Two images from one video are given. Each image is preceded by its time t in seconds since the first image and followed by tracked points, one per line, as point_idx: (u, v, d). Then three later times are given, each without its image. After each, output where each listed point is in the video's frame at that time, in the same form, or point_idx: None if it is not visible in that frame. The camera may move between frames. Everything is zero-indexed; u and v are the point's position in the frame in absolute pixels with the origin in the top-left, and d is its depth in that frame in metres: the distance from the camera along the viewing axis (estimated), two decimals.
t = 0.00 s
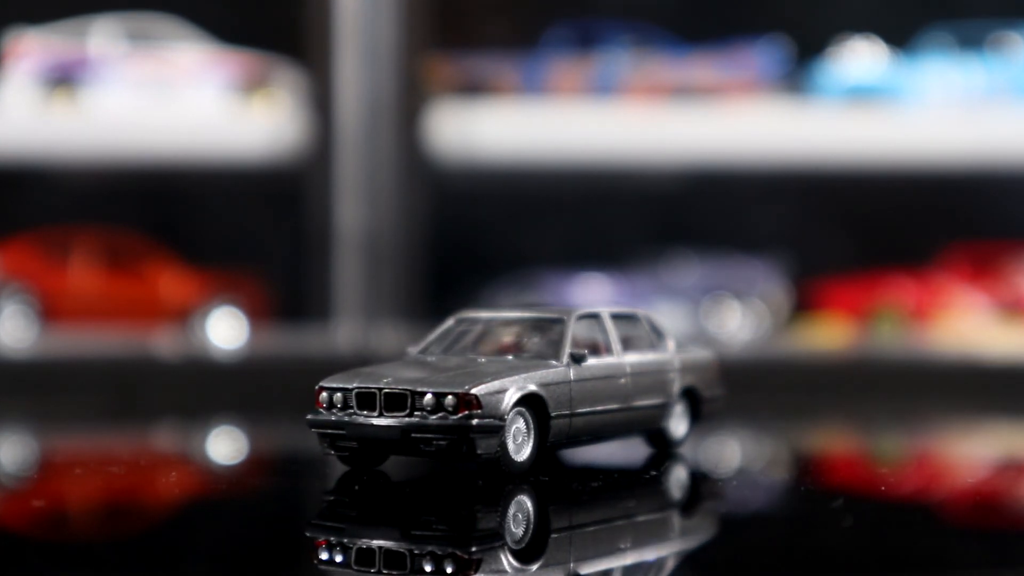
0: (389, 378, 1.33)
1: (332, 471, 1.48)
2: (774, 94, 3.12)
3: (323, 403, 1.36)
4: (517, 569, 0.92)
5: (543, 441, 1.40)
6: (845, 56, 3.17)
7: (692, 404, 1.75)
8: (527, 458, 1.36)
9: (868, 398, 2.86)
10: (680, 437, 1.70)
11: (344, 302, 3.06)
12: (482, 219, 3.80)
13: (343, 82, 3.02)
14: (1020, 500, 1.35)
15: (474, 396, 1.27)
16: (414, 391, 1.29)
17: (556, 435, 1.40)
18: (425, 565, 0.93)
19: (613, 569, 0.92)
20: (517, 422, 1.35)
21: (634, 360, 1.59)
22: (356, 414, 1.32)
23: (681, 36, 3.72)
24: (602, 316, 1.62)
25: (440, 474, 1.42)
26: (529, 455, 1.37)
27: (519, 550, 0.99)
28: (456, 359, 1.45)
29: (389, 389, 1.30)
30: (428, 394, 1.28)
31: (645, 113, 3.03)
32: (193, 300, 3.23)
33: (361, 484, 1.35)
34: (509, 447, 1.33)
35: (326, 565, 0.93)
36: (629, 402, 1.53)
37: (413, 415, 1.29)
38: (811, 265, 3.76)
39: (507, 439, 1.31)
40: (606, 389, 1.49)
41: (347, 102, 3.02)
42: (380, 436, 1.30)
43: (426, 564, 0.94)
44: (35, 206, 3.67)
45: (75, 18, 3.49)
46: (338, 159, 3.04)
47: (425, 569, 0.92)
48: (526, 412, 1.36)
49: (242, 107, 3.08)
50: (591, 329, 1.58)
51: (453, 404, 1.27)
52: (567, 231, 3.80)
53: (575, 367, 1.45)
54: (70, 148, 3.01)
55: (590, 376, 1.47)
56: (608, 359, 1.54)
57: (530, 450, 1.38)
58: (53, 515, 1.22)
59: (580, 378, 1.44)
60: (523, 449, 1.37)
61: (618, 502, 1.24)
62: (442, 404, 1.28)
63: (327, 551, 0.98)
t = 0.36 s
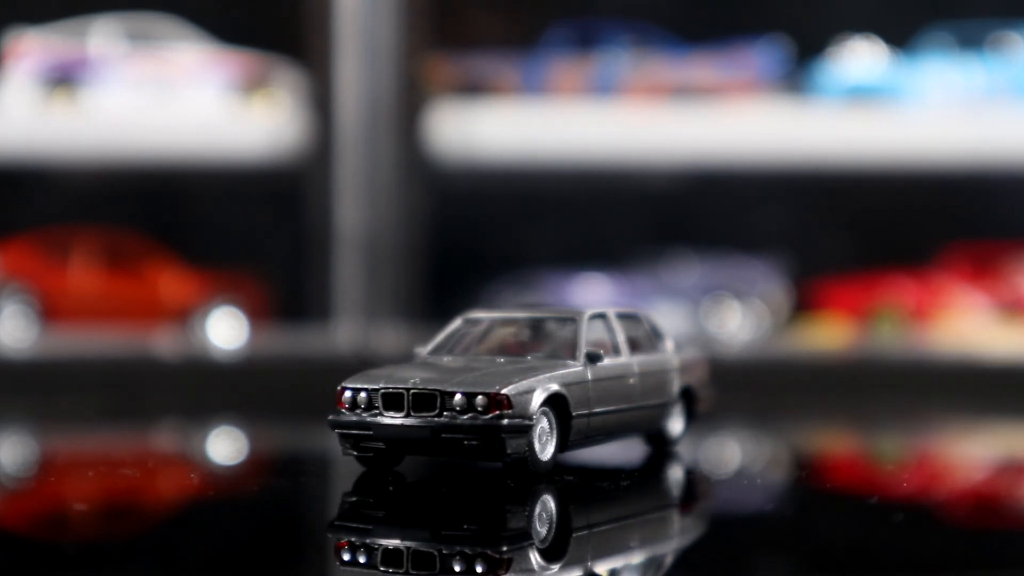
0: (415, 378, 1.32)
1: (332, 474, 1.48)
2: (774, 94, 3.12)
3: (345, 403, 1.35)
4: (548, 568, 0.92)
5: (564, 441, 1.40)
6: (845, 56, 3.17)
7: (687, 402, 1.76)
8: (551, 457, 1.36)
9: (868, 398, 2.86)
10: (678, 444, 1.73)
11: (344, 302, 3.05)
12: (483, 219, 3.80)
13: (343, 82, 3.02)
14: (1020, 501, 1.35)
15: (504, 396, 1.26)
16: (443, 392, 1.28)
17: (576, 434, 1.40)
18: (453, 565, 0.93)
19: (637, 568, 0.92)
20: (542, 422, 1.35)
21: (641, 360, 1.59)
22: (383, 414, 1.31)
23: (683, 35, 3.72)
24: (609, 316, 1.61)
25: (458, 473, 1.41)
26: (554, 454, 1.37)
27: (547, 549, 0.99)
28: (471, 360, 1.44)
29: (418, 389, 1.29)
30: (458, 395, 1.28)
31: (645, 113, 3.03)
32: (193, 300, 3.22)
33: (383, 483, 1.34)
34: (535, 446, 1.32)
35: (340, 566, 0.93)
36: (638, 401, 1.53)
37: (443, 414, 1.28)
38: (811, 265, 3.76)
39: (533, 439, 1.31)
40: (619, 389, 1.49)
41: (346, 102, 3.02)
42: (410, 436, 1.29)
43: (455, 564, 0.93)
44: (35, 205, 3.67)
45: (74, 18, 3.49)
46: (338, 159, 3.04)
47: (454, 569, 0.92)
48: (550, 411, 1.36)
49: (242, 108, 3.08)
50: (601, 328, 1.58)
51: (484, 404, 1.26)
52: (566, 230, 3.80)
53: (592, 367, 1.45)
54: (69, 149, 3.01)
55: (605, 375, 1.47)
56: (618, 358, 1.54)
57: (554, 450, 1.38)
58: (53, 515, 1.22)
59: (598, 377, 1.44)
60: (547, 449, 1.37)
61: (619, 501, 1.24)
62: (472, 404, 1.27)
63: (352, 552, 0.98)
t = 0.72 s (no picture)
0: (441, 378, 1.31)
1: (332, 474, 1.48)
2: (774, 94, 3.12)
3: (368, 403, 1.34)
4: (574, 568, 0.92)
5: (582, 441, 1.39)
6: (845, 56, 3.17)
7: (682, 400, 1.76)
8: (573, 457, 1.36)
9: (868, 398, 2.86)
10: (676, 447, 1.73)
11: (344, 302, 3.05)
12: (483, 220, 3.80)
13: (343, 83, 3.02)
14: (1021, 500, 1.35)
15: (532, 396, 1.26)
16: (471, 391, 1.28)
17: (594, 433, 1.40)
18: (481, 565, 0.93)
19: (649, 566, 0.93)
20: (565, 422, 1.34)
21: (644, 359, 1.60)
22: (408, 414, 1.31)
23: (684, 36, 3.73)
24: (614, 315, 1.61)
25: (476, 474, 1.40)
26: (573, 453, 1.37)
27: (571, 548, 0.99)
28: (486, 359, 1.44)
29: (444, 389, 1.29)
30: (485, 394, 1.28)
31: (646, 113, 3.03)
32: (193, 301, 3.22)
33: (404, 484, 1.33)
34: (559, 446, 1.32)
35: (358, 566, 0.92)
36: (644, 400, 1.54)
37: (470, 414, 1.28)
38: (811, 265, 3.76)
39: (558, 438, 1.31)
40: (629, 388, 1.50)
41: (347, 102, 3.02)
42: (436, 436, 1.29)
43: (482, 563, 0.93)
44: (35, 206, 3.67)
45: (75, 19, 3.49)
46: (338, 159, 3.04)
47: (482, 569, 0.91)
48: (571, 411, 1.36)
49: (242, 107, 3.08)
50: (607, 327, 1.58)
51: (512, 403, 1.26)
52: (566, 230, 3.80)
53: (605, 367, 1.46)
54: (69, 149, 3.01)
55: (618, 374, 1.47)
56: (625, 357, 1.55)
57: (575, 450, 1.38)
58: (53, 515, 1.22)
59: (612, 376, 1.45)
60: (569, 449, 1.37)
61: (621, 499, 1.25)
62: (499, 403, 1.27)
63: (375, 551, 0.98)
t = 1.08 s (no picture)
0: (465, 378, 1.27)
1: (330, 473, 1.48)
2: (774, 94, 3.12)
3: (390, 404, 1.30)
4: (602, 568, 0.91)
5: (600, 440, 1.38)
6: (845, 56, 3.17)
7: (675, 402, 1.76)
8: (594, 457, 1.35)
9: (868, 398, 2.86)
10: (671, 451, 1.72)
11: (344, 302, 3.05)
12: (483, 220, 3.80)
13: (343, 83, 3.02)
14: (1021, 500, 1.35)
15: (560, 396, 1.24)
16: (499, 391, 1.24)
17: (612, 432, 1.40)
18: (508, 565, 0.92)
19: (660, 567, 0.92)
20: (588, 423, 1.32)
21: (648, 358, 1.60)
22: (434, 414, 1.27)
23: (685, 35, 3.73)
24: (617, 314, 1.61)
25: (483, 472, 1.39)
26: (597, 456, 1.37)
27: (595, 547, 0.99)
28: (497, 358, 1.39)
29: (471, 388, 1.25)
30: (513, 394, 1.24)
31: (645, 113, 3.03)
32: (193, 301, 3.22)
33: (426, 485, 1.30)
34: (583, 447, 1.31)
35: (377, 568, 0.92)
36: (650, 399, 1.54)
37: (498, 414, 1.24)
38: (810, 265, 3.76)
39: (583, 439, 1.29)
40: (639, 387, 1.50)
41: (347, 102, 3.03)
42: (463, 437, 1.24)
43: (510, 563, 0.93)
44: (35, 206, 3.68)
45: (74, 18, 3.50)
46: (338, 159, 3.04)
47: (509, 569, 0.91)
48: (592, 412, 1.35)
49: (242, 107, 3.08)
50: (613, 327, 1.58)
51: (541, 403, 1.23)
52: (566, 229, 3.81)
53: (620, 366, 1.46)
54: (69, 149, 3.01)
55: (631, 373, 1.48)
56: (632, 357, 1.55)
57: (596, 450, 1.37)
58: (53, 515, 1.22)
59: (627, 375, 1.45)
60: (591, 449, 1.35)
61: (626, 497, 1.25)
62: (527, 403, 1.24)
63: (398, 552, 0.97)
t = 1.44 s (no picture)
0: (491, 378, 1.24)
1: (329, 474, 1.48)
2: (774, 94, 3.12)
3: (412, 404, 1.26)
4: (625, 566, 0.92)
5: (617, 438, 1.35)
6: (845, 56, 3.17)
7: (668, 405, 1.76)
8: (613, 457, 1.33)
9: (868, 399, 2.86)
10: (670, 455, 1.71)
11: (343, 302, 3.05)
12: (483, 220, 3.80)
13: (343, 83, 3.02)
14: (1020, 500, 1.35)
15: (586, 395, 1.22)
16: (526, 390, 1.21)
17: (628, 432, 1.38)
18: (537, 563, 0.92)
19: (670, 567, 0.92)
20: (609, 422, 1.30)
21: (650, 358, 1.60)
22: (460, 414, 1.23)
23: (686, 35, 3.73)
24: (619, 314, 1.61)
25: (488, 470, 1.38)
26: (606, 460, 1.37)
27: (617, 545, 1.00)
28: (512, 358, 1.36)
29: (498, 388, 1.22)
30: (540, 394, 1.21)
31: (645, 113, 3.04)
32: (193, 301, 3.21)
33: (446, 485, 1.28)
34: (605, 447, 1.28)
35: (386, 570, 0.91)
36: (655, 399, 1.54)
37: (525, 414, 1.21)
38: (810, 265, 3.76)
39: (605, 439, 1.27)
40: (647, 386, 1.50)
41: (347, 101, 3.03)
42: (491, 437, 1.21)
43: (538, 562, 0.93)
44: (35, 205, 3.68)
45: (75, 18, 3.50)
46: (338, 159, 3.04)
47: (538, 567, 0.91)
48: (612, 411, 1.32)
49: (242, 107, 3.08)
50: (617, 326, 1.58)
51: (570, 402, 1.21)
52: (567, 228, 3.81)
53: (631, 365, 1.46)
54: (69, 148, 3.01)
55: (641, 372, 1.47)
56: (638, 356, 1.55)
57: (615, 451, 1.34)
58: (52, 515, 1.22)
59: (640, 373, 1.44)
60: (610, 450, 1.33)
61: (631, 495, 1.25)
62: (554, 403, 1.21)
63: (422, 554, 0.96)
